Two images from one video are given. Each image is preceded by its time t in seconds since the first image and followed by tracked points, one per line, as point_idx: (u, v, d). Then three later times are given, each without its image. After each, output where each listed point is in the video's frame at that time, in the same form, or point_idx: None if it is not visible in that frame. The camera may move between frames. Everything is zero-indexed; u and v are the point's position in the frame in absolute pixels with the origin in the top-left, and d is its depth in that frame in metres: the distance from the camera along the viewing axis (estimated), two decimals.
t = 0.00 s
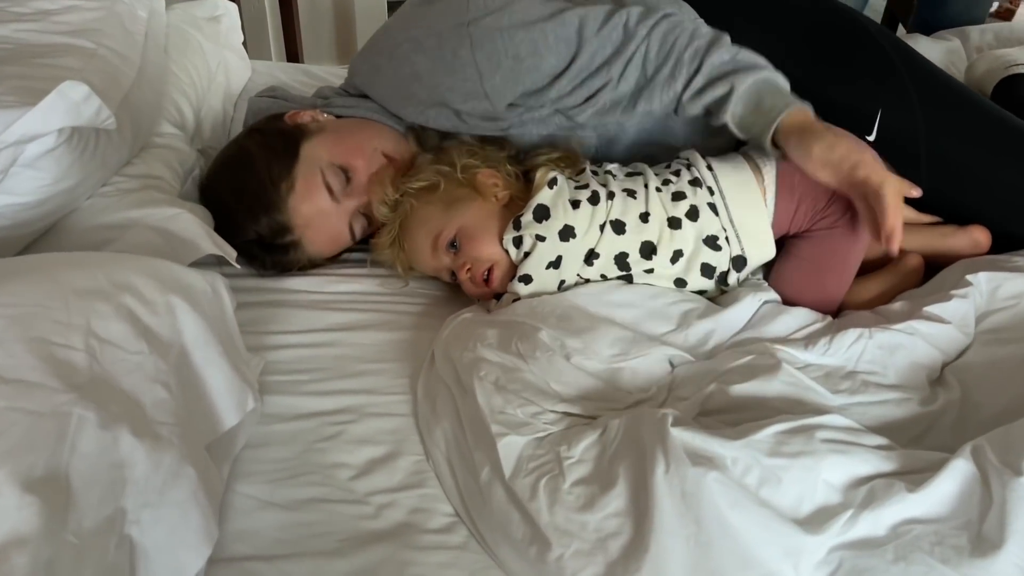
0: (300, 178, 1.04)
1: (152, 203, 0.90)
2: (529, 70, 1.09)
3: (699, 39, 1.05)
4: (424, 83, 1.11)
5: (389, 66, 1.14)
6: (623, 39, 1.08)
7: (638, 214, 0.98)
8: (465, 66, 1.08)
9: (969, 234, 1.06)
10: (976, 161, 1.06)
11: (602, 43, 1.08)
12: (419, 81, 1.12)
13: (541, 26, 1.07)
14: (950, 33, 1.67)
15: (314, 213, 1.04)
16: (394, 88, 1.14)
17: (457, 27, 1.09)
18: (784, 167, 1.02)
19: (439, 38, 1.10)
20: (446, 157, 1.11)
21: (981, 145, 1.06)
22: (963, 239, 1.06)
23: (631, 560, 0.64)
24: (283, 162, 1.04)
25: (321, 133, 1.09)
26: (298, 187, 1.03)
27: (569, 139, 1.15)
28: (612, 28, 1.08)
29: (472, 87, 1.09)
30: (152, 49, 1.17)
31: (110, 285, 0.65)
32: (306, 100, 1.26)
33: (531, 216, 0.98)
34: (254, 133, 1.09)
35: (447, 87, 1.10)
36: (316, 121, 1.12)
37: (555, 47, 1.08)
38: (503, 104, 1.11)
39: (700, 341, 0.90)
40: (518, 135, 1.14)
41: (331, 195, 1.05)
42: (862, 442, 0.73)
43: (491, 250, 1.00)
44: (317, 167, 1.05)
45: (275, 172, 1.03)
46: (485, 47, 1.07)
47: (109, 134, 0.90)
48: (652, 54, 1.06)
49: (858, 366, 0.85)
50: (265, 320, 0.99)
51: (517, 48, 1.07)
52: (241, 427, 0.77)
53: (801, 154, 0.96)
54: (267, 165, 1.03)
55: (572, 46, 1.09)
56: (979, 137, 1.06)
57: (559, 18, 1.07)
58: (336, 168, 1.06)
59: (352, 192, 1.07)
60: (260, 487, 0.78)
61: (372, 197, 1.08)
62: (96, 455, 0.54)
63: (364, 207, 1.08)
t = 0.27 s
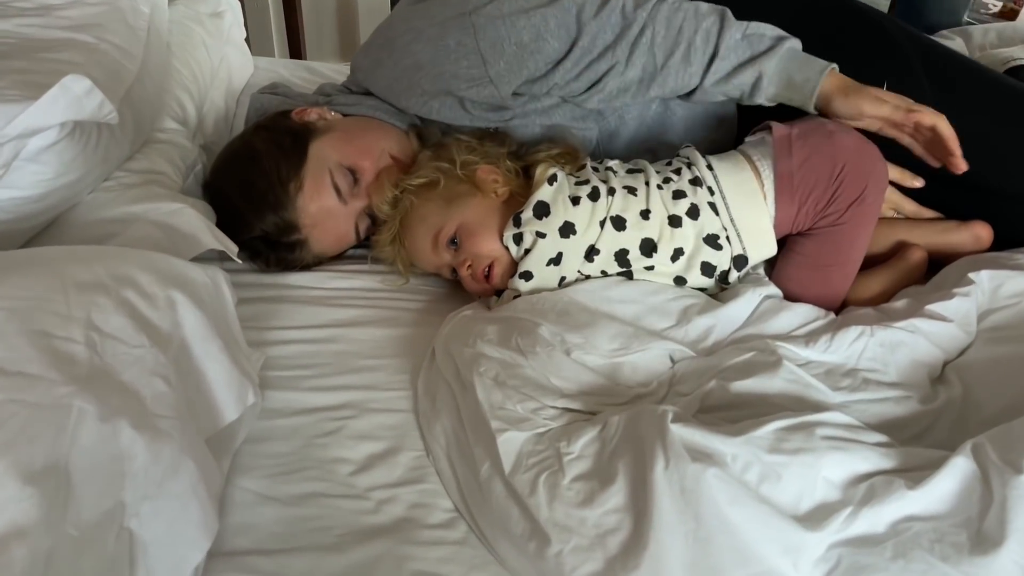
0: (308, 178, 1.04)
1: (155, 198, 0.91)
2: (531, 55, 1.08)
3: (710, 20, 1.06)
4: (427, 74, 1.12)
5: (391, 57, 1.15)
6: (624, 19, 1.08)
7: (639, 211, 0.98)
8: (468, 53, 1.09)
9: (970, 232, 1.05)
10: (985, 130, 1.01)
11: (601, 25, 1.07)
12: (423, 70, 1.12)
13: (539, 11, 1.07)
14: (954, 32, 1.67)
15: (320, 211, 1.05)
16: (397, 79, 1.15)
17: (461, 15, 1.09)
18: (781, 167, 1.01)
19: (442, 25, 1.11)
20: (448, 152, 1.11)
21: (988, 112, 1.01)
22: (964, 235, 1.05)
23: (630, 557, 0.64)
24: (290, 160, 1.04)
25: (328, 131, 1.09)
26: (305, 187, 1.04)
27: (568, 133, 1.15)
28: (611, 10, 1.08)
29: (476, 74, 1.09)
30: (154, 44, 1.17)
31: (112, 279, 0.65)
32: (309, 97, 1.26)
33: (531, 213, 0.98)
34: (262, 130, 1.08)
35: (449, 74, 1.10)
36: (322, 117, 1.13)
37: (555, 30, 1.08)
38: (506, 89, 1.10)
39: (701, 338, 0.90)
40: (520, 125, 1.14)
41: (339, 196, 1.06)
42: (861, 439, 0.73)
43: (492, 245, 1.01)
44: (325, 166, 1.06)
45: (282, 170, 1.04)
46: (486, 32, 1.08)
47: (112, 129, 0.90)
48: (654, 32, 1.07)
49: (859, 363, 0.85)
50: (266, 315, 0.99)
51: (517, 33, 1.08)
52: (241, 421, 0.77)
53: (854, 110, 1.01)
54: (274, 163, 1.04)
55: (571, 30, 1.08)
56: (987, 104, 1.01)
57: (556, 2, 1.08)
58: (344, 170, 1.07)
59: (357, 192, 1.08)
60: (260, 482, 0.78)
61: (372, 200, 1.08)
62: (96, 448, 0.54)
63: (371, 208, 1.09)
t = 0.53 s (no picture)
0: (318, 178, 1.04)
1: (158, 191, 0.91)
2: (546, 70, 1.11)
3: (723, 68, 1.14)
4: (442, 73, 1.13)
5: (406, 51, 1.15)
6: (640, 53, 1.13)
7: (646, 208, 0.98)
8: (485, 58, 1.11)
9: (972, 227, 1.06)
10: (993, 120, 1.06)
11: (618, 52, 1.12)
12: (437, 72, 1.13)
13: (559, 25, 1.11)
14: (957, 31, 1.67)
15: (329, 209, 1.05)
16: (407, 77, 1.16)
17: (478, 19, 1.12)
18: (786, 166, 1.02)
19: (459, 28, 1.12)
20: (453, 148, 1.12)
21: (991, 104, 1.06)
22: (965, 231, 1.06)
23: (632, 550, 0.64)
24: (299, 159, 1.04)
25: (336, 130, 1.09)
26: (315, 186, 1.04)
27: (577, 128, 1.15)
28: (630, 40, 1.12)
29: (493, 79, 1.11)
30: (158, 39, 1.17)
31: (116, 271, 0.65)
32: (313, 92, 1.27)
33: (538, 207, 0.98)
34: (270, 126, 1.08)
35: (465, 76, 1.12)
36: (330, 115, 1.13)
37: (573, 49, 1.11)
38: (519, 97, 1.12)
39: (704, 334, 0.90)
40: (532, 122, 1.14)
41: (347, 197, 1.06)
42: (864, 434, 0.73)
43: (498, 241, 1.00)
44: (335, 165, 1.06)
45: (291, 169, 1.03)
46: (506, 40, 1.10)
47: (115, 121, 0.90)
48: (668, 76, 1.13)
49: (862, 359, 0.85)
50: (269, 309, 0.99)
51: (536, 46, 1.10)
52: (244, 414, 0.77)
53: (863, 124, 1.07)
54: (283, 160, 1.04)
55: (589, 51, 1.12)
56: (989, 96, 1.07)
57: (577, 19, 1.11)
58: (353, 169, 1.08)
59: (366, 191, 1.08)
60: (263, 475, 0.78)
61: (378, 199, 1.08)
62: (101, 437, 0.55)
63: (378, 208, 1.09)
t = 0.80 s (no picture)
0: (325, 179, 1.05)
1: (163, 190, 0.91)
2: (538, 76, 1.10)
3: (722, 75, 1.15)
4: (435, 77, 1.12)
5: (401, 56, 1.16)
6: (638, 61, 1.12)
7: (650, 209, 0.99)
8: (477, 63, 1.10)
9: (974, 231, 1.06)
10: (969, 145, 1.08)
11: (614, 59, 1.11)
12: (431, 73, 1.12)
13: (554, 29, 1.10)
14: (961, 30, 1.67)
15: (335, 210, 1.05)
16: (405, 80, 1.15)
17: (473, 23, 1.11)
18: (791, 167, 1.02)
19: (454, 31, 1.12)
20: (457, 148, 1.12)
21: (969, 127, 1.08)
22: (969, 237, 1.06)
23: (635, 550, 0.64)
24: (306, 159, 1.04)
25: (343, 132, 1.10)
26: (321, 187, 1.04)
27: (577, 129, 1.16)
28: (628, 47, 1.12)
29: (482, 87, 1.10)
30: (163, 38, 1.17)
31: (122, 270, 0.66)
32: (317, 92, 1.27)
33: (543, 207, 0.98)
34: (276, 127, 1.08)
35: (457, 80, 1.11)
36: (336, 115, 1.13)
37: (567, 56, 1.10)
38: (510, 102, 1.12)
39: (706, 334, 0.90)
40: (530, 124, 1.14)
41: (353, 198, 1.07)
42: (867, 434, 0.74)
43: (503, 239, 1.01)
44: (342, 166, 1.06)
45: (298, 168, 1.03)
46: (498, 45, 1.09)
47: (120, 121, 0.90)
48: (665, 86, 1.13)
49: (865, 359, 0.85)
50: (273, 308, 0.99)
51: (529, 52, 1.09)
52: (249, 412, 0.77)
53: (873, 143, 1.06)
54: (290, 160, 1.04)
55: (584, 57, 1.11)
56: (969, 119, 1.08)
57: (572, 24, 1.10)
58: (359, 171, 1.08)
59: (370, 193, 1.09)
60: (267, 474, 0.78)
61: (382, 201, 1.09)
62: (105, 435, 0.55)
63: (383, 209, 1.10)
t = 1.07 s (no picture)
0: (327, 180, 1.05)
1: (165, 191, 0.91)
2: (538, 83, 1.10)
3: (724, 77, 1.16)
4: (433, 83, 1.12)
5: (400, 60, 1.15)
6: (638, 67, 1.12)
7: (650, 209, 0.99)
8: (476, 70, 1.09)
9: (976, 231, 1.06)
10: (970, 144, 1.08)
11: (614, 65, 1.11)
12: (429, 77, 1.12)
13: (554, 34, 1.09)
14: (963, 30, 1.67)
15: (336, 210, 1.05)
16: (405, 83, 1.15)
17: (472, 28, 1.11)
18: (792, 168, 1.02)
19: (453, 37, 1.11)
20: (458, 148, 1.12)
21: (970, 126, 1.08)
22: (970, 236, 1.06)
23: (636, 550, 0.64)
24: (308, 159, 1.04)
25: (345, 132, 1.10)
26: (323, 187, 1.04)
27: (578, 130, 1.16)
28: (629, 52, 1.11)
29: (482, 96, 1.10)
30: (164, 38, 1.17)
31: (125, 271, 0.66)
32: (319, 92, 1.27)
33: (542, 208, 0.98)
34: (277, 127, 1.08)
35: (456, 87, 1.10)
36: (338, 115, 1.13)
37: (565, 62, 1.10)
38: (509, 108, 1.11)
39: (707, 334, 0.90)
40: (530, 127, 1.15)
41: (355, 199, 1.07)
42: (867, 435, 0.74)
43: (503, 241, 1.01)
44: (344, 167, 1.07)
45: (301, 169, 1.04)
46: (497, 52, 1.09)
47: (123, 122, 0.90)
48: (666, 91, 1.13)
49: (866, 360, 0.85)
50: (275, 307, 0.99)
51: (527, 59, 1.09)
52: (251, 412, 0.77)
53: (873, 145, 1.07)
54: (292, 161, 1.04)
55: (584, 62, 1.10)
56: (970, 119, 1.08)
57: (571, 30, 1.10)
58: (360, 173, 1.08)
59: (372, 194, 1.09)
60: (270, 473, 0.78)
61: (383, 202, 1.09)
62: (109, 436, 0.55)
63: (383, 211, 1.10)
